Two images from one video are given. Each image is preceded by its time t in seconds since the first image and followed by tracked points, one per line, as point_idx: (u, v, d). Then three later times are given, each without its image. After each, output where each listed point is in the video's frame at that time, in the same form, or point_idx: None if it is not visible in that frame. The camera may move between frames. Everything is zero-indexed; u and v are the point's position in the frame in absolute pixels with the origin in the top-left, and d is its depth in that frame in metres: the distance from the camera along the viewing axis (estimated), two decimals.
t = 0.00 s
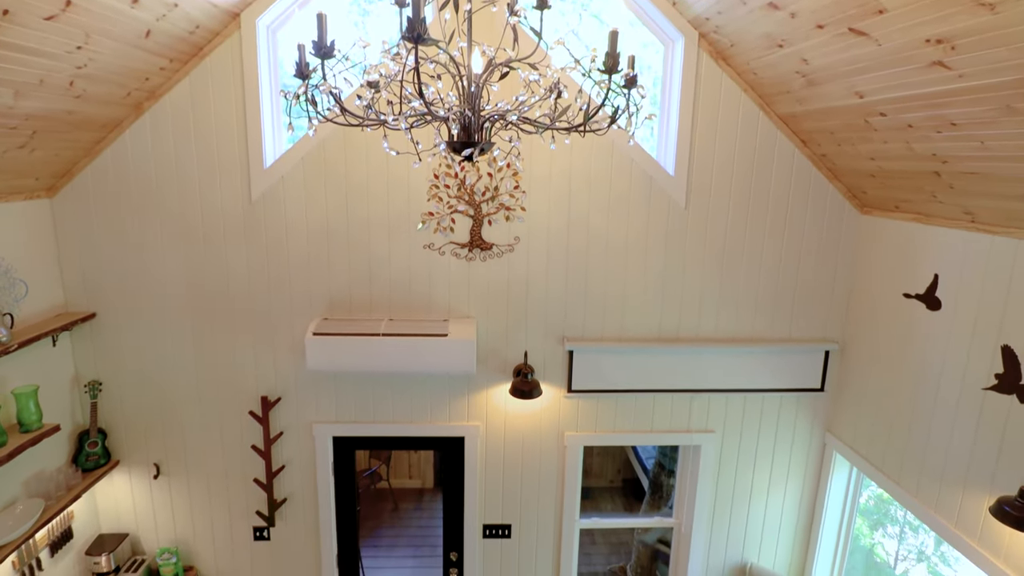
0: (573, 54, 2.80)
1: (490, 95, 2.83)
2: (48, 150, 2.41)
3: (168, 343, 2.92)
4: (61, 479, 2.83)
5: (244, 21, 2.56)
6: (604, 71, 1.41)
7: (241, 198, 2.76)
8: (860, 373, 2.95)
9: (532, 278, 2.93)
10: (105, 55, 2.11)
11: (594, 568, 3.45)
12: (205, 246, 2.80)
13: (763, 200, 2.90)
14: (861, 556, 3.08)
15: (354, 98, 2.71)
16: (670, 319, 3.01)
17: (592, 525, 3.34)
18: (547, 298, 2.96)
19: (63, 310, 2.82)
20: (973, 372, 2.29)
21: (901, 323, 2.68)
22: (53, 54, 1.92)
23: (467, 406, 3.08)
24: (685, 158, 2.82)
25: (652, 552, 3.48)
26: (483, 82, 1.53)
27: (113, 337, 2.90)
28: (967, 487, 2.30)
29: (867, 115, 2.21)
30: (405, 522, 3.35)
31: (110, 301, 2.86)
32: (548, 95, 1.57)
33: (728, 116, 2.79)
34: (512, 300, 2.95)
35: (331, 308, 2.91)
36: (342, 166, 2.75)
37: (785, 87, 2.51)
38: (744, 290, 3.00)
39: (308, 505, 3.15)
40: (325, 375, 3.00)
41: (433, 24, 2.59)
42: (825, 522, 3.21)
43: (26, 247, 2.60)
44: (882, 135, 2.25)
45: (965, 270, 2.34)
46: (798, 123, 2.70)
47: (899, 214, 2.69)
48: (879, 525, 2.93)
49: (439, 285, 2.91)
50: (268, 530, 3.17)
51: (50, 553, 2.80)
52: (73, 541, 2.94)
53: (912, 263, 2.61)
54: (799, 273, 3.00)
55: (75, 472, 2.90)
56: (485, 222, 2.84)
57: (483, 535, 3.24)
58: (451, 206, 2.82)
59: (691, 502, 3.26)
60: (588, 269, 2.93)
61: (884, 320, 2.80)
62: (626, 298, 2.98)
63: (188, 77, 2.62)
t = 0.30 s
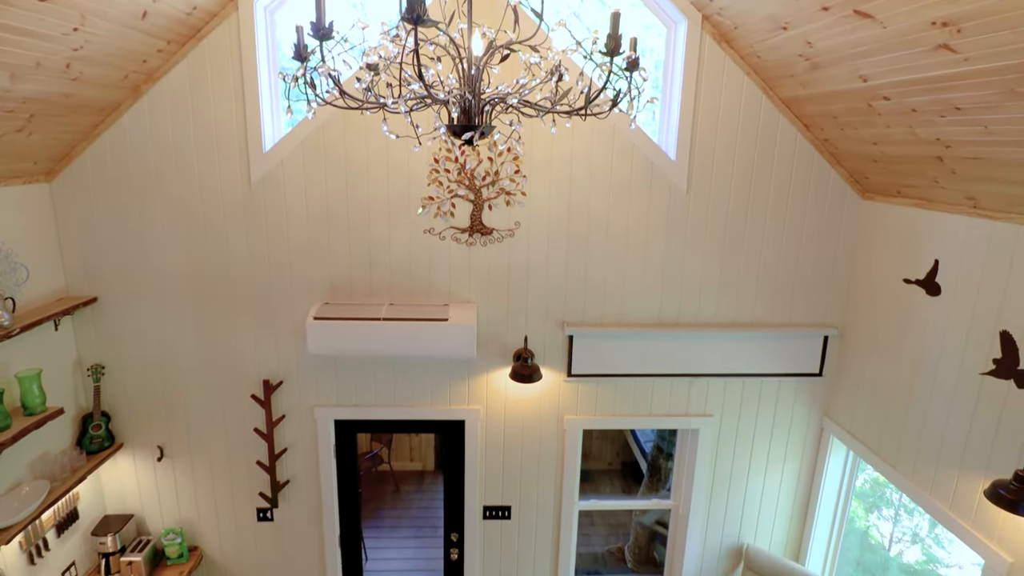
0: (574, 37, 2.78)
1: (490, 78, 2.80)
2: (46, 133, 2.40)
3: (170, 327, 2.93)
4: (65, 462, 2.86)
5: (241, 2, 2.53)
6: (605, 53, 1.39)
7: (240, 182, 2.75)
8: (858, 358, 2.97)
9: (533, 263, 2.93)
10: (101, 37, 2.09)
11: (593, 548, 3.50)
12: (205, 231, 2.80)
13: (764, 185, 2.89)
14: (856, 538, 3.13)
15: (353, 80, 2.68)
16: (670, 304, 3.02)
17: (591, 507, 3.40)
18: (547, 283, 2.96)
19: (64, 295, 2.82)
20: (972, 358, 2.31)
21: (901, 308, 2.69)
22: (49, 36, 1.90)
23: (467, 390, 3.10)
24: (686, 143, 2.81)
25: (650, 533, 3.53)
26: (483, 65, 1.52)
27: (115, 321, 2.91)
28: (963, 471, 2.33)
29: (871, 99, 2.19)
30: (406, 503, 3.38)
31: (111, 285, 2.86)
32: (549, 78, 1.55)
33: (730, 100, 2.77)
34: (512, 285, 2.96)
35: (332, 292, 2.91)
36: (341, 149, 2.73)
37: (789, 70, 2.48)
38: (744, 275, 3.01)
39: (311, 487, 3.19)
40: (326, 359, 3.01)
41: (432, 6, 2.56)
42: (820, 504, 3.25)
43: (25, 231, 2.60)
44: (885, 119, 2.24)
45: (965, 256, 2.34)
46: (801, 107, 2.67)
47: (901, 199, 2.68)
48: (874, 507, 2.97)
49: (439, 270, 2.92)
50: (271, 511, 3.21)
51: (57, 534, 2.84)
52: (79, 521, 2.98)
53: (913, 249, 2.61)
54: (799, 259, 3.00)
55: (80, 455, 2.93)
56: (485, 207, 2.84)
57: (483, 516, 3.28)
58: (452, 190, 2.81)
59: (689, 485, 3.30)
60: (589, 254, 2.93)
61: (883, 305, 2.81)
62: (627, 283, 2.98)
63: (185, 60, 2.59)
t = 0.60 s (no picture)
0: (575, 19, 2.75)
1: (491, 61, 2.78)
2: (44, 116, 2.38)
3: (172, 312, 2.94)
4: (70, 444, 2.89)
5: None
6: (607, 35, 1.37)
7: (240, 166, 2.73)
8: (857, 343, 2.98)
9: (533, 248, 2.93)
10: (98, 19, 2.07)
11: (592, 530, 3.55)
12: (205, 215, 2.79)
13: (766, 170, 2.88)
14: (851, 520, 3.17)
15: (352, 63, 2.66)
16: (670, 289, 3.03)
17: (590, 489, 3.44)
18: (547, 268, 2.97)
19: (66, 279, 2.83)
20: (970, 343, 2.32)
21: (900, 293, 2.69)
22: (45, 18, 1.88)
23: (468, 374, 3.12)
24: (688, 127, 2.79)
25: (648, 515, 3.58)
26: (483, 47, 1.50)
27: (116, 305, 2.92)
28: (958, 455, 2.35)
29: (875, 83, 2.17)
30: (407, 485, 3.47)
31: (112, 270, 2.86)
32: (550, 61, 1.53)
33: (733, 84, 2.75)
34: (512, 270, 2.96)
35: (332, 277, 2.91)
36: (341, 133, 2.72)
37: (792, 53, 2.46)
38: (745, 260, 3.01)
39: (313, 469, 3.23)
40: (327, 343, 3.03)
41: None
42: (817, 487, 3.29)
43: (25, 215, 2.59)
44: (889, 103, 2.22)
45: (965, 241, 2.34)
46: (804, 91, 2.65)
47: (903, 184, 2.67)
48: (870, 491, 3.00)
49: (439, 255, 2.92)
50: (274, 493, 3.26)
51: (63, 515, 2.88)
52: (84, 503, 3.02)
53: (914, 234, 2.61)
54: (800, 244, 3.00)
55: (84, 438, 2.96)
56: (485, 191, 2.83)
57: (483, 498, 3.32)
58: (452, 174, 2.80)
59: (687, 468, 3.34)
60: (589, 238, 2.93)
61: (883, 290, 2.81)
62: (627, 268, 2.98)
63: (182, 42, 2.56)
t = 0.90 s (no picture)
0: None
1: (491, 43, 2.75)
2: (40, 100, 2.36)
3: (173, 296, 2.95)
4: (74, 427, 2.92)
5: None
6: (609, 17, 1.35)
7: (239, 150, 2.72)
8: (856, 328, 2.99)
9: (533, 233, 2.93)
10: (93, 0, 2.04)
11: (590, 511, 3.60)
12: (204, 199, 2.78)
13: (768, 154, 2.86)
14: (847, 503, 3.22)
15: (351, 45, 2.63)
16: (670, 275, 3.03)
17: (589, 472, 3.48)
18: (547, 253, 2.97)
19: (66, 264, 2.83)
20: (969, 329, 2.32)
21: (901, 279, 2.69)
22: None
23: (468, 358, 3.14)
24: (690, 111, 2.77)
25: (646, 497, 3.62)
26: (484, 28, 1.48)
27: (117, 290, 2.92)
28: (954, 439, 2.37)
29: (880, 66, 2.15)
30: (409, 467, 3.52)
31: (113, 255, 2.86)
32: (551, 43, 1.51)
33: (737, 68, 2.72)
34: (512, 254, 2.96)
35: (333, 262, 2.91)
36: (340, 116, 2.70)
37: (796, 36, 2.43)
38: (745, 245, 3.00)
39: (315, 451, 3.26)
40: (328, 327, 3.04)
41: None
42: (813, 470, 3.33)
43: (24, 199, 2.58)
44: (893, 87, 2.20)
45: (966, 227, 2.34)
46: (807, 75, 2.63)
47: (905, 169, 2.66)
48: (865, 474, 3.04)
49: (440, 240, 2.91)
50: (276, 475, 3.29)
51: (68, 497, 2.92)
52: (89, 485, 3.06)
53: (915, 219, 2.60)
54: (801, 229, 2.99)
55: (88, 421, 2.99)
56: (485, 176, 2.82)
57: (483, 480, 3.37)
58: (452, 159, 2.78)
59: (685, 452, 3.38)
60: (589, 223, 2.92)
61: (883, 275, 2.81)
62: (627, 253, 2.98)
63: (180, 24, 2.53)
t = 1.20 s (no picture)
0: None
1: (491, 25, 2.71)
2: (37, 82, 2.34)
3: (174, 281, 2.95)
4: (78, 410, 2.94)
5: None
6: None
7: (238, 134, 2.70)
8: (855, 314, 3.00)
9: (533, 218, 2.92)
10: None
11: (589, 493, 3.64)
12: (203, 183, 2.77)
13: (770, 139, 2.84)
14: (843, 486, 3.27)
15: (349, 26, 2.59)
16: (670, 260, 3.03)
17: (588, 455, 3.52)
18: (547, 238, 2.96)
19: (66, 248, 2.83)
20: (968, 315, 2.33)
21: (901, 264, 2.69)
22: None
23: (468, 343, 3.15)
24: (692, 95, 2.74)
25: (644, 480, 3.66)
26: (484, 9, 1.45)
27: (118, 275, 2.93)
28: (950, 423, 2.40)
29: (884, 49, 2.13)
30: (410, 450, 3.49)
31: (113, 239, 2.86)
32: (552, 24, 1.49)
33: (740, 51, 2.69)
34: (512, 239, 2.95)
35: (333, 246, 2.91)
36: (340, 100, 2.67)
37: (800, 18, 2.40)
38: (746, 230, 3.00)
39: (316, 434, 3.29)
40: (328, 311, 3.05)
41: None
42: (810, 454, 3.37)
43: (23, 184, 2.57)
44: (898, 71, 2.18)
45: (968, 212, 2.34)
46: (811, 58, 2.60)
47: (908, 154, 2.64)
48: (862, 458, 3.08)
49: (440, 224, 2.91)
50: (279, 457, 3.33)
51: (73, 478, 2.95)
52: (93, 467, 3.09)
53: (917, 204, 2.59)
54: (802, 214, 2.99)
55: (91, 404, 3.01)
56: (485, 160, 2.80)
57: (483, 463, 3.40)
58: (452, 143, 2.77)
59: (684, 436, 3.41)
60: (590, 208, 2.91)
61: (884, 260, 2.81)
62: (627, 238, 2.98)
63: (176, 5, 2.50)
